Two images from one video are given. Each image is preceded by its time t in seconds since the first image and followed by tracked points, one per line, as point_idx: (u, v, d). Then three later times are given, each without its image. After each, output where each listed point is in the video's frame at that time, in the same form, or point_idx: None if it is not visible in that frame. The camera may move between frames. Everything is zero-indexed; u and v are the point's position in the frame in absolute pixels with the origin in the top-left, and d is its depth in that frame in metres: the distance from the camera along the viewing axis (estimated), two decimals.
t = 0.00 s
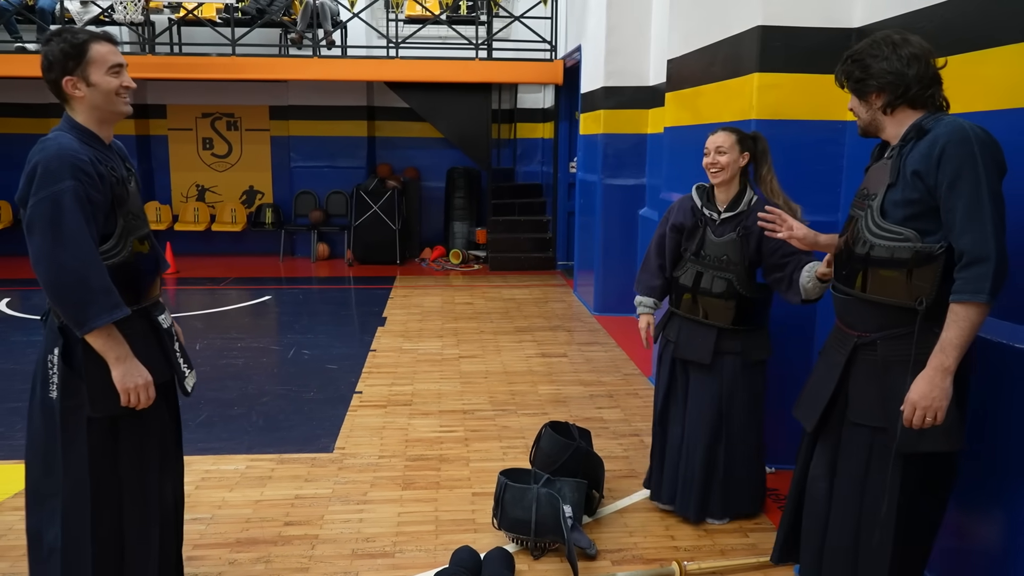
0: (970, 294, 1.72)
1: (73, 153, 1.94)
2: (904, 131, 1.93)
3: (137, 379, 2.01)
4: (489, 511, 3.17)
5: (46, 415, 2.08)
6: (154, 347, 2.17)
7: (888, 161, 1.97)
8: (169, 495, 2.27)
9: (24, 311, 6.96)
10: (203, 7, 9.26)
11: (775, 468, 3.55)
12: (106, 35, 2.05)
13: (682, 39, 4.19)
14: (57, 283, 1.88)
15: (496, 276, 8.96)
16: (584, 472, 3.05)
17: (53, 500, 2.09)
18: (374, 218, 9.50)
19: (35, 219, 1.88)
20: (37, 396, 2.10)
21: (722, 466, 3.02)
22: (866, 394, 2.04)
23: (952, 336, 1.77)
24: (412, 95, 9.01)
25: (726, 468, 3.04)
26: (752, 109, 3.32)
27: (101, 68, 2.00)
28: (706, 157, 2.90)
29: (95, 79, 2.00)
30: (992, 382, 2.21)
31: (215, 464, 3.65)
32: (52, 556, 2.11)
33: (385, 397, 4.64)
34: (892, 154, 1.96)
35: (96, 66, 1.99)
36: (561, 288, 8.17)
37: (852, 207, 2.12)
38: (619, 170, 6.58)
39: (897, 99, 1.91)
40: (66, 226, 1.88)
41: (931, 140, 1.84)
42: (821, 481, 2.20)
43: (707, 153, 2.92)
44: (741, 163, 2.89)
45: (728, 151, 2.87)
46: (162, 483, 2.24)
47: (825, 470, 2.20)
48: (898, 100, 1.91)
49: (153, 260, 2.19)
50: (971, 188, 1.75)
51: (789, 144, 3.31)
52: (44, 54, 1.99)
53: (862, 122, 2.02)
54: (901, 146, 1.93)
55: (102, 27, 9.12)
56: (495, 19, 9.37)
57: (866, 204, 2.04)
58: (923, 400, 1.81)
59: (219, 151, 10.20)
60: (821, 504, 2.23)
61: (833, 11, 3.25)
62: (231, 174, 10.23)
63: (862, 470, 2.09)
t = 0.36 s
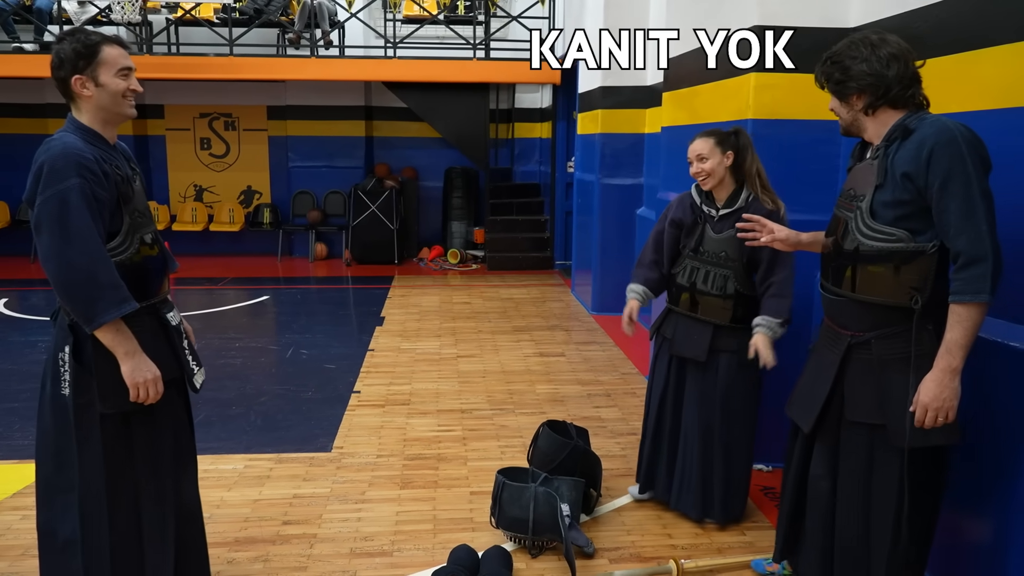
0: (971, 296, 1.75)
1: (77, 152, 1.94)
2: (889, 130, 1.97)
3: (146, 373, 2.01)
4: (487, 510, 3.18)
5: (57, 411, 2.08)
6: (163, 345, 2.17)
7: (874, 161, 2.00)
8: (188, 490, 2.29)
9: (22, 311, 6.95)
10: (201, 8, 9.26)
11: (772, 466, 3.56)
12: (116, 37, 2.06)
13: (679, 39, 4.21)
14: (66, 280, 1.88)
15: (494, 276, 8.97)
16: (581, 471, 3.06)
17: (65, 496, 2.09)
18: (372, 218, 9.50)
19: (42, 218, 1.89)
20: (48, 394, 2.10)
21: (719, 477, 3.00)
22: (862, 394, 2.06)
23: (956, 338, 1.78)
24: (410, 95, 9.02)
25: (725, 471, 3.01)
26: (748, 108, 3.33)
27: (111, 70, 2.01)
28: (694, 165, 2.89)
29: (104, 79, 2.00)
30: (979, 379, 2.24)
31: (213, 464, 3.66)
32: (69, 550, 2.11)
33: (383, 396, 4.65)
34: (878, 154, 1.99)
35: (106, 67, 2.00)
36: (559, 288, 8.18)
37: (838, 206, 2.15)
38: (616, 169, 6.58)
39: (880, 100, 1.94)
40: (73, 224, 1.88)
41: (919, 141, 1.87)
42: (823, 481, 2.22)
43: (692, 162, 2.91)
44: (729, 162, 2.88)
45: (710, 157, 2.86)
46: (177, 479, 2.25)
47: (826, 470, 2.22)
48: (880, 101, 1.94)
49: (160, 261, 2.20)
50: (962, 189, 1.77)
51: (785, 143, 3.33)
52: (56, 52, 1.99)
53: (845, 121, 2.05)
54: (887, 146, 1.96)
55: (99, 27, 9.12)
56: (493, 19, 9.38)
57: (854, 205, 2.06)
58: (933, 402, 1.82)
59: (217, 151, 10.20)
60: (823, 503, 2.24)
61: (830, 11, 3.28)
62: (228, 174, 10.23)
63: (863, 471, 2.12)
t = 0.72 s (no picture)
0: (948, 287, 1.80)
1: (79, 149, 1.94)
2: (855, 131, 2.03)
3: (147, 371, 2.01)
4: (486, 509, 3.18)
5: (59, 409, 2.08)
6: (164, 343, 2.17)
7: (841, 161, 2.05)
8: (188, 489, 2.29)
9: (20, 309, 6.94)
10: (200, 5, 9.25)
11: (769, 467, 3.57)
12: (124, 37, 2.06)
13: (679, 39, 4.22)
14: (67, 278, 1.89)
15: (493, 274, 8.98)
16: (581, 469, 3.07)
17: (66, 492, 2.10)
18: (370, 216, 9.50)
19: (43, 217, 1.89)
20: (50, 392, 2.11)
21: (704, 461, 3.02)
22: (843, 389, 2.09)
23: (934, 327, 1.83)
24: (410, 93, 9.01)
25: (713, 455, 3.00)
26: (748, 108, 3.34)
27: (117, 69, 2.01)
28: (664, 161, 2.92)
29: (109, 78, 2.01)
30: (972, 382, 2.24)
31: (213, 462, 3.66)
32: (69, 547, 2.12)
33: (382, 395, 4.65)
34: (845, 155, 2.04)
35: (112, 66, 2.01)
36: (558, 287, 8.18)
37: (809, 207, 2.18)
38: (615, 169, 6.58)
39: (844, 105, 2.01)
40: (74, 222, 1.89)
41: (886, 140, 1.93)
42: (811, 479, 2.22)
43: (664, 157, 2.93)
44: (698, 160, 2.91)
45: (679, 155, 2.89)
46: (177, 479, 2.25)
47: (813, 469, 2.22)
48: (843, 106, 2.01)
49: (162, 260, 2.20)
50: (932, 185, 1.83)
51: (785, 143, 3.34)
52: (62, 49, 2.00)
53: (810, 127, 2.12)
54: (855, 146, 2.02)
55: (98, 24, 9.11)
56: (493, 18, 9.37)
57: (825, 204, 2.10)
58: (916, 392, 1.87)
59: (215, 149, 10.20)
60: (811, 504, 2.24)
61: (828, 12, 3.28)
62: (227, 172, 10.23)
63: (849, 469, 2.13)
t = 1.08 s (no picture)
0: (910, 266, 1.86)
1: (81, 145, 1.94)
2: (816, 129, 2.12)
3: (148, 366, 2.01)
4: (487, 507, 3.19)
5: (59, 405, 2.09)
6: (165, 339, 2.17)
7: (806, 159, 2.13)
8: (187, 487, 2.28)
9: (19, 305, 6.94)
10: (201, 2, 9.24)
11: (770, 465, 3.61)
12: (139, 38, 2.06)
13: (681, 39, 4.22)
14: (69, 272, 1.89)
15: (493, 273, 8.99)
16: (582, 467, 3.08)
17: (67, 488, 2.11)
18: (371, 214, 9.50)
19: (45, 212, 1.89)
20: (51, 388, 2.11)
21: (671, 448, 3.08)
22: (827, 378, 2.14)
23: (893, 304, 1.90)
24: (409, 91, 9.00)
25: (679, 449, 3.07)
26: (750, 109, 3.33)
27: (127, 70, 2.01)
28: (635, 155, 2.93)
29: (118, 78, 2.01)
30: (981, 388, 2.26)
31: (214, 459, 3.66)
32: (69, 542, 2.13)
33: (383, 393, 4.65)
34: (809, 152, 2.12)
35: (123, 66, 2.01)
36: (558, 286, 8.18)
37: (777, 205, 2.25)
38: (616, 168, 6.59)
39: (804, 105, 2.11)
40: (76, 216, 1.89)
41: (847, 134, 2.01)
42: (790, 470, 2.26)
43: (635, 151, 2.94)
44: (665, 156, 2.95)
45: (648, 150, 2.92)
46: (176, 477, 2.25)
47: (791, 459, 2.26)
48: (804, 106, 2.11)
49: (164, 256, 2.20)
50: (895, 172, 1.90)
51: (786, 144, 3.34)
52: (75, 42, 1.99)
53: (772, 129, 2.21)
54: (818, 143, 2.10)
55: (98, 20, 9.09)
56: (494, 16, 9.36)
57: (794, 200, 2.17)
58: (867, 363, 1.93)
59: (216, 146, 10.19)
60: (791, 493, 2.28)
61: (831, 12, 3.23)
62: (228, 169, 10.23)
63: (831, 460, 2.17)
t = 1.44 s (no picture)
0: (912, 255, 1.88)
1: (99, 147, 1.96)
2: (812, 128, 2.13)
3: (163, 367, 2.03)
4: (498, 507, 3.19)
5: (75, 405, 2.11)
6: (178, 339, 2.18)
7: (804, 157, 2.12)
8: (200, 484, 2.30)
9: (35, 305, 7.00)
10: (214, 3, 9.29)
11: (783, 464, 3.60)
12: (147, 35, 2.09)
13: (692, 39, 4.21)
14: (85, 274, 1.90)
15: (504, 273, 8.99)
16: (592, 469, 3.08)
17: (82, 485, 2.13)
18: (382, 214, 9.52)
19: (63, 213, 1.91)
20: (67, 386, 2.13)
21: (688, 446, 3.07)
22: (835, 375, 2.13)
23: (892, 289, 1.93)
24: (420, 92, 9.02)
25: (695, 446, 3.09)
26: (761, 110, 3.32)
27: (142, 67, 2.03)
28: (638, 156, 2.98)
29: (134, 76, 2.03)
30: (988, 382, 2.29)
31: (227, 458, 3.69)
32: (83, 539, 2.15)
33: (394, 393, 4.67)
34: (807, 150, 2.12)
35: (138, 64, 2.03)
36: (569, 286, 8.18)
37: (773, 204, 2.23)
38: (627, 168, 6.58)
39: (802, 104, 2.13)
40: (92, 218, 1.90)
41: (846, 130, 2.03)
42: (806, 468, 2.25)
43: (638, 152, 2.98)
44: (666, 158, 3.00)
45: (650, 150, 2.97)
46: (189, 475, 2.26)
47: (807, 457, 2.25)
48: (801, 105, 2.12)
49: (178, 256, 2.21)
50: (895, 165, 1.93)
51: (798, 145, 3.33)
52: (88, 47, 2.01)
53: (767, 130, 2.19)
54: (814, 141, 2.11)
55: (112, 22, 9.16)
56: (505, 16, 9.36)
57: (793, 198, 2.16)
58: (864, 345, 1.96)
59: (228, 146, 10.25)
60: (808, 492, 2.27)
61: (844, 12, 3.22)
62: (240, 169, 10.28)
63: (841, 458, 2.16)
